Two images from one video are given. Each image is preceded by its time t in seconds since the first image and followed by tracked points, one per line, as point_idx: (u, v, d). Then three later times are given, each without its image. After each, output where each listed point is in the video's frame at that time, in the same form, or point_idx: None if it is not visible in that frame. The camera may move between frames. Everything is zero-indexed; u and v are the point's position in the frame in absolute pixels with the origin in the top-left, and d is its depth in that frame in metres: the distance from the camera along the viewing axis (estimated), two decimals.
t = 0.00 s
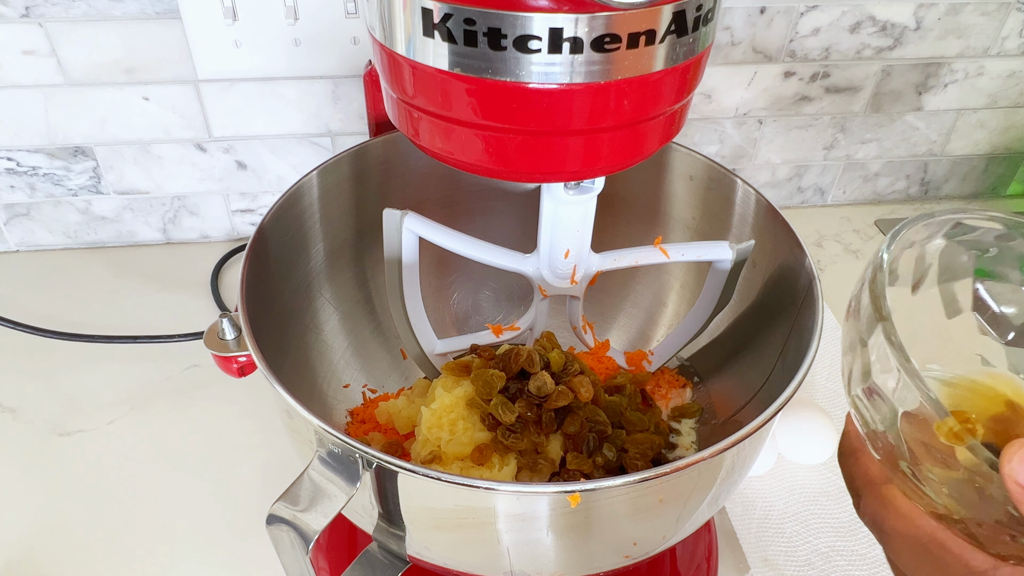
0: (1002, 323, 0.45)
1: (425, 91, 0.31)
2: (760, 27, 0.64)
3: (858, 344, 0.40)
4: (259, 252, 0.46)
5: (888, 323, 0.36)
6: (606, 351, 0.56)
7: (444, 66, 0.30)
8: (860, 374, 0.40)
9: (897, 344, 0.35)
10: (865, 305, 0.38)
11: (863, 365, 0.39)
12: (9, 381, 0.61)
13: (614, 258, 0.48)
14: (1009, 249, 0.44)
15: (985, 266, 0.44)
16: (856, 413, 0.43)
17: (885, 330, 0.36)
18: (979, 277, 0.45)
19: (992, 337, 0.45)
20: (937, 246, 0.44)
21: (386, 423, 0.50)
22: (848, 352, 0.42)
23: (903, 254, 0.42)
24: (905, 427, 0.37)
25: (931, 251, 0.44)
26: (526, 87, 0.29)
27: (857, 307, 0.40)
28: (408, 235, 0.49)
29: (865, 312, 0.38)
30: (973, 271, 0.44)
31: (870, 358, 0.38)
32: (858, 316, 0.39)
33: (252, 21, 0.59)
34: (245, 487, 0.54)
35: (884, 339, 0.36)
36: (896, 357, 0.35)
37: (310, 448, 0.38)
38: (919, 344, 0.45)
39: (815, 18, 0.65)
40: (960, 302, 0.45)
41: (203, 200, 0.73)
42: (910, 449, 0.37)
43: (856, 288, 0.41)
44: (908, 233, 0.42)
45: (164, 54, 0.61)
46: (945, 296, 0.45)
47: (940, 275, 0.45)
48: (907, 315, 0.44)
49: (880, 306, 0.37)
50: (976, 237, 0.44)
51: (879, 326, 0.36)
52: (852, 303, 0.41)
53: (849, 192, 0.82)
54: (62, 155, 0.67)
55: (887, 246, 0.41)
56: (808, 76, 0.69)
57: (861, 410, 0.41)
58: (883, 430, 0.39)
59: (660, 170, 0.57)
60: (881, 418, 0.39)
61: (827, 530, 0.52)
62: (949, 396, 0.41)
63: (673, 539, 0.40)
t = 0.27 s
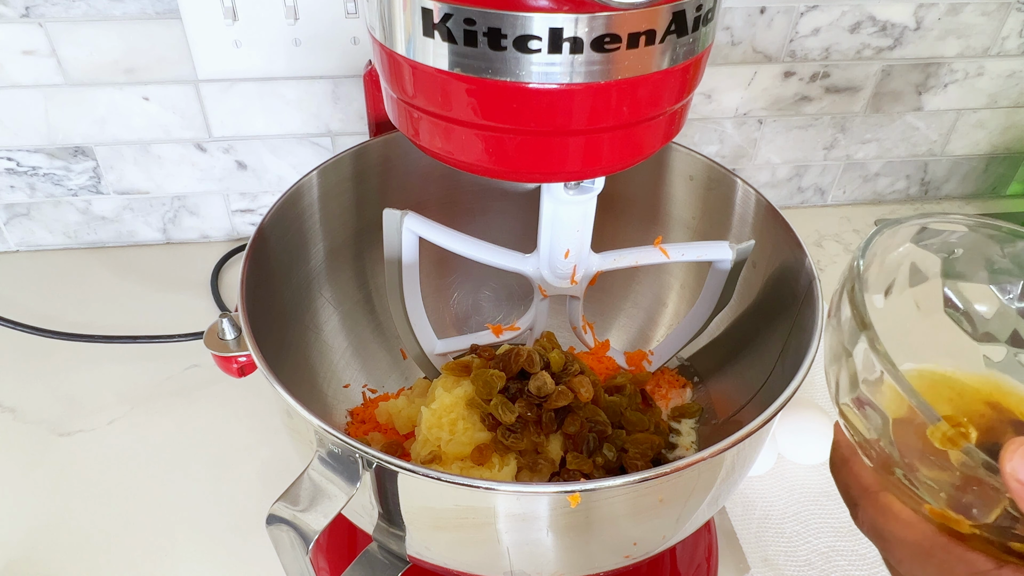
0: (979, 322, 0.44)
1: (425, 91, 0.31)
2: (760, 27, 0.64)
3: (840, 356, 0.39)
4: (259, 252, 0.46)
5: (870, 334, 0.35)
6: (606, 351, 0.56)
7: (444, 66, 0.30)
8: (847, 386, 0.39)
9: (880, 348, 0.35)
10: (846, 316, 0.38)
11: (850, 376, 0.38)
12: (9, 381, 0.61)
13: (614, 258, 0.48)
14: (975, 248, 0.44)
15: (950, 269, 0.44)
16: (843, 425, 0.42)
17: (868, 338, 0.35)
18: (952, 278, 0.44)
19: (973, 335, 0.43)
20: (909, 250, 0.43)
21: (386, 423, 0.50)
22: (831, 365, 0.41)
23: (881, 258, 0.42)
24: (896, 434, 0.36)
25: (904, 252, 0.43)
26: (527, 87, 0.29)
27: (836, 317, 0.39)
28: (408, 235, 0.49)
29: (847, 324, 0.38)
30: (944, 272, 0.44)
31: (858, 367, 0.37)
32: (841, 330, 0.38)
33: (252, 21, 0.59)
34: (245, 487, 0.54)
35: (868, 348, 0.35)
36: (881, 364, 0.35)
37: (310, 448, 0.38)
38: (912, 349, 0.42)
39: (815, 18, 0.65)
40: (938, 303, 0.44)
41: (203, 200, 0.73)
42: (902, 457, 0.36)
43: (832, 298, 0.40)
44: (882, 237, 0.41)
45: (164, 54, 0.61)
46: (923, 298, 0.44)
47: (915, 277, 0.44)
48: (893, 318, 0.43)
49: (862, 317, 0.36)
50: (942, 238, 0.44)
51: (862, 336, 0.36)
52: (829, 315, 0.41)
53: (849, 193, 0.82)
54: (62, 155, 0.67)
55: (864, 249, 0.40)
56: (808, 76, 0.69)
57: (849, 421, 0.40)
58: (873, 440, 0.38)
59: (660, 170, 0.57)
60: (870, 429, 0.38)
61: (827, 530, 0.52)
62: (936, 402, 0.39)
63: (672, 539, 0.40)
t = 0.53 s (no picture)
0: (975, 319, 0.43)
1: (425, 92, 0.31)
2: (760, 27, 0.64)
3: (844, 357, 0.39)
4: (259, 252, 0.46)
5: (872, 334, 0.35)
6: (606, 351, 0.56)
7: (444, 66, 0.30)
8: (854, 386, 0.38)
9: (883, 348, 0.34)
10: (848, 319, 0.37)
11: (855, 377, 0.38)
12: (9, 381, 0.61)
13: (614, 258, 0.48)
14: (969, 246, 0.44)
15: (944, 267, 0.44)
16: (852, 426, 0.41)
17: (869, 338, 0.35)
18: (946, 277, 0.44)
19: (970, 332, 0.43)
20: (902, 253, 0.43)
21: (386, 423, 0.50)
22: (835, 368, 0.41)
23: (874, 259, 0.42)
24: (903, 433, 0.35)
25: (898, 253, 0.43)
26: (527, 87, 0.29)
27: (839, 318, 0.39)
28: (407, 235, 0.49)
29: (849, 326, 0.37)
30: (938, 271, 0.44)
31: (861, 367, 0.37)
32: (844, 331, 0.38)
33: (252, 21, 0.59)
34: (245, 487, 0.54)
35: (869, 348, 0.35)
36: (883, 363, 0.34)
37: (310, 448, 0.38)
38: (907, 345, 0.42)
39: (815, 18, 0.65)
40: (933, 301, 0.44)
41: (203, 200, 0.73)
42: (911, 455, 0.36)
43: (833, 298, 0.40)
44: (875, 239, 0.41)
45: (164, 54, 0.61)
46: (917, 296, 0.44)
47: (908, 275, 0.44)
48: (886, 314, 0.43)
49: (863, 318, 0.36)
50: (936, 239, 0.44)
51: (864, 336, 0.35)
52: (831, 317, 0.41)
53: (849, 192, 0.82)
54: (62, 155, 0.67)
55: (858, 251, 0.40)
56: (808, 76, 0.69)
57: (857, 420, 0.40)
58: (883, 441, 0.38)
59: (660, 170, 0.57)
60: (879, 430, 0.37)
61: (827, 530, 0.52)
62: (933, 395, 0.39)
63: (673, 539, 0.40)
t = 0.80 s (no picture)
0: (981, 317, 0.43)
1: (425, 92, 0.31)
2: (760, 27, 0.65)
3: (848, 354, 0.38)
4: (259, 252, 0.46)
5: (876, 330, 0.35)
6: (606, 351, 0.56)
7: (444, 66, 0.30)
8: (857, 383, 0.38)
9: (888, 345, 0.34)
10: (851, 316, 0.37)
11: (859, 373, 0.37)
12: (9, 381, 0.61)
13: (614, 258, 0.48)
14: (974, 245, 0.43)
15: (948, 266, 0.44)
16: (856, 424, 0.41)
17: (874, 335, 0.35)
18: (952, 276, 0.44)
19: (976, 331, 0.43)
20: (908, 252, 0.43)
21: (386, 423, 0.50)
22: (840, 365, 0.40)
23: (879, 258, 0.41)
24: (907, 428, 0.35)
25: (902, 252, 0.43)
26: (527, 87, 0.29)
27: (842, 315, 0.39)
28: (408, 235, 0.49)
29: (852, 322, 0.37)
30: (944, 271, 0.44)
31: (865, 364, 0.36)
32: (847, 328, 0.38)
33: (252, 21, 0.59)
34: (245, 488, 0.54)
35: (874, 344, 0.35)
36: (888, 359, 0.34)
37: (310, 448, 0.38)
38: (912, 345, 0.42)
39: (815, 18, 0.65)
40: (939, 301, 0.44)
41: (203, 200, 0.73)
42: (916, 453, 0.35)
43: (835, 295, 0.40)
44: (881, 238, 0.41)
45: (164, 54, 0.61)
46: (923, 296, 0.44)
47: (914, 275, 0.44)
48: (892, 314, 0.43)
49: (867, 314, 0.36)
50: (940, 238, 0.44)
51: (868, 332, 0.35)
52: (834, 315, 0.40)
53: (849, 192, 0.82)
54: (62, 155, 0.67)
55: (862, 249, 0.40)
56: (808, 76, 0.69)
57: (861, 418, 0.39)
58: (886, 437, 0.38)
59: (660, 170, 0.57)
60: (882, 426, 0.37)
61: (827, 530, 0.52)
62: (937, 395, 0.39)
63: (673, 539, 0.40)
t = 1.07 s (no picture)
0: (981, 322, 0.43)
1: (425, 91, 0.31)
2: (760, 27, 0.65)
3: (847, 360, 0.38)
4: (259, 252, 0.46)
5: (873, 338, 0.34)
6: (606, 351, 0.56)
7: (444, 66, 0.30)
8: (856, 389, 0.38)
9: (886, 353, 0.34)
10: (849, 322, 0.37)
11: (857, 380, 0.37)
12: (9, 381, 0.61)
13: (614, 258, 0.48)
14: (973, 248, 0.43)
15: (949, 270, 0.43)
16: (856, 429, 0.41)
17: (871, 343, 0.34)
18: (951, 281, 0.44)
19: (976, 334, 0.43)
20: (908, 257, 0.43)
21: (386, 423, 0.50)
22: (839, 370, 0.40)
23: (879, 267, 0.41)
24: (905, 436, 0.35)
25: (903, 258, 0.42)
26: (527, 87, 0.29)
27: (841, 322, 0.38)
28: (407, 235, 0.49)
29: (850, 329, 0.37)
30: (944, 275, 0.44)
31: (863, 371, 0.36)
32: (845, 335, 0.38)
33: (252, 21, 0.59)
34: (245, 487, 0.54)
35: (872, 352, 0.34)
36: (886, 368, 0.34)
37: (310, 448, 0.38)
38: (913, 351, 0.42)
39: (815, 18, 0.65)
40: (939, 304, 0.44)
41: (203, 200, 0.73)
42: (915, 460, 0.35)
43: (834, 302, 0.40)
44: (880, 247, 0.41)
45: (164, 54, 0.61)
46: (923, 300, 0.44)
47: (914, 280, 0.43)
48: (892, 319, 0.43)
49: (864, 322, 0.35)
50: (940, 243, 0.43)
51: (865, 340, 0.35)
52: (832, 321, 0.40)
53: (849, 192, 0.82)
54: (62, 155, 0.67)
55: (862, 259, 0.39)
56: (808, 76, 0.69)
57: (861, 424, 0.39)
58: (885, 443, 0.37)
59: (660, 170, 0.57)
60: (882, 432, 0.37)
61: (827, 530, 0.52)
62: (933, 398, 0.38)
63: (673, 539, 0.40)
